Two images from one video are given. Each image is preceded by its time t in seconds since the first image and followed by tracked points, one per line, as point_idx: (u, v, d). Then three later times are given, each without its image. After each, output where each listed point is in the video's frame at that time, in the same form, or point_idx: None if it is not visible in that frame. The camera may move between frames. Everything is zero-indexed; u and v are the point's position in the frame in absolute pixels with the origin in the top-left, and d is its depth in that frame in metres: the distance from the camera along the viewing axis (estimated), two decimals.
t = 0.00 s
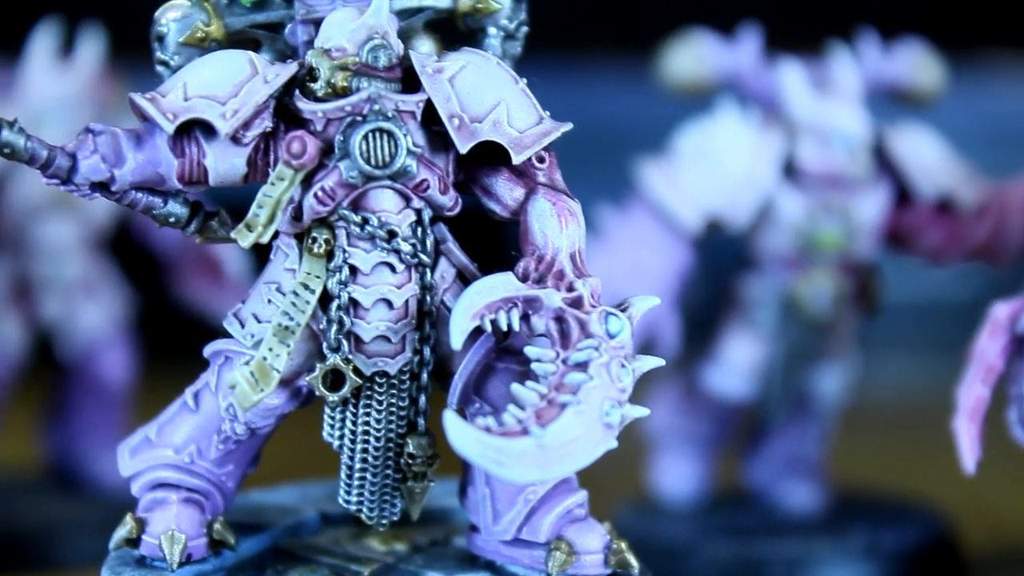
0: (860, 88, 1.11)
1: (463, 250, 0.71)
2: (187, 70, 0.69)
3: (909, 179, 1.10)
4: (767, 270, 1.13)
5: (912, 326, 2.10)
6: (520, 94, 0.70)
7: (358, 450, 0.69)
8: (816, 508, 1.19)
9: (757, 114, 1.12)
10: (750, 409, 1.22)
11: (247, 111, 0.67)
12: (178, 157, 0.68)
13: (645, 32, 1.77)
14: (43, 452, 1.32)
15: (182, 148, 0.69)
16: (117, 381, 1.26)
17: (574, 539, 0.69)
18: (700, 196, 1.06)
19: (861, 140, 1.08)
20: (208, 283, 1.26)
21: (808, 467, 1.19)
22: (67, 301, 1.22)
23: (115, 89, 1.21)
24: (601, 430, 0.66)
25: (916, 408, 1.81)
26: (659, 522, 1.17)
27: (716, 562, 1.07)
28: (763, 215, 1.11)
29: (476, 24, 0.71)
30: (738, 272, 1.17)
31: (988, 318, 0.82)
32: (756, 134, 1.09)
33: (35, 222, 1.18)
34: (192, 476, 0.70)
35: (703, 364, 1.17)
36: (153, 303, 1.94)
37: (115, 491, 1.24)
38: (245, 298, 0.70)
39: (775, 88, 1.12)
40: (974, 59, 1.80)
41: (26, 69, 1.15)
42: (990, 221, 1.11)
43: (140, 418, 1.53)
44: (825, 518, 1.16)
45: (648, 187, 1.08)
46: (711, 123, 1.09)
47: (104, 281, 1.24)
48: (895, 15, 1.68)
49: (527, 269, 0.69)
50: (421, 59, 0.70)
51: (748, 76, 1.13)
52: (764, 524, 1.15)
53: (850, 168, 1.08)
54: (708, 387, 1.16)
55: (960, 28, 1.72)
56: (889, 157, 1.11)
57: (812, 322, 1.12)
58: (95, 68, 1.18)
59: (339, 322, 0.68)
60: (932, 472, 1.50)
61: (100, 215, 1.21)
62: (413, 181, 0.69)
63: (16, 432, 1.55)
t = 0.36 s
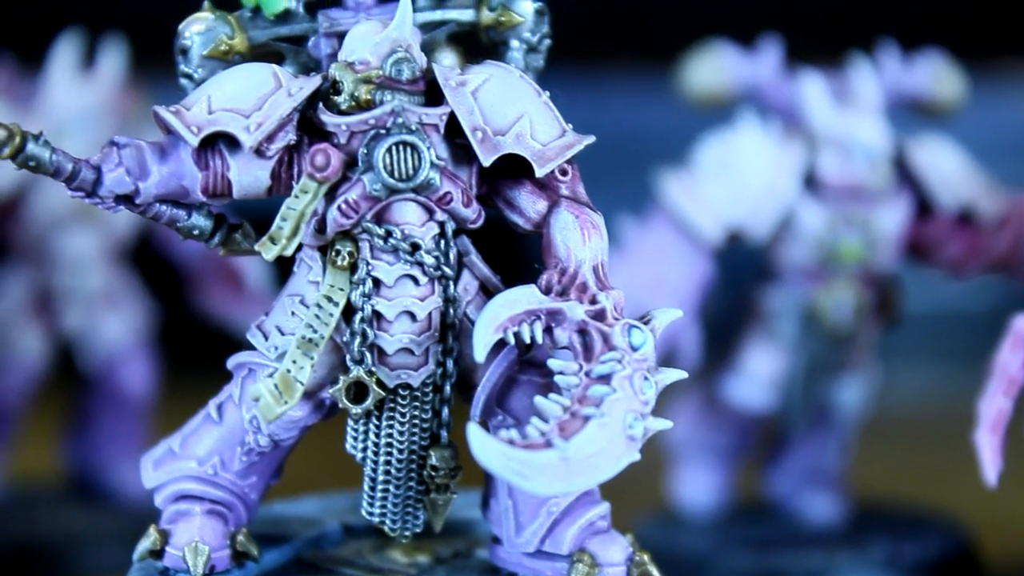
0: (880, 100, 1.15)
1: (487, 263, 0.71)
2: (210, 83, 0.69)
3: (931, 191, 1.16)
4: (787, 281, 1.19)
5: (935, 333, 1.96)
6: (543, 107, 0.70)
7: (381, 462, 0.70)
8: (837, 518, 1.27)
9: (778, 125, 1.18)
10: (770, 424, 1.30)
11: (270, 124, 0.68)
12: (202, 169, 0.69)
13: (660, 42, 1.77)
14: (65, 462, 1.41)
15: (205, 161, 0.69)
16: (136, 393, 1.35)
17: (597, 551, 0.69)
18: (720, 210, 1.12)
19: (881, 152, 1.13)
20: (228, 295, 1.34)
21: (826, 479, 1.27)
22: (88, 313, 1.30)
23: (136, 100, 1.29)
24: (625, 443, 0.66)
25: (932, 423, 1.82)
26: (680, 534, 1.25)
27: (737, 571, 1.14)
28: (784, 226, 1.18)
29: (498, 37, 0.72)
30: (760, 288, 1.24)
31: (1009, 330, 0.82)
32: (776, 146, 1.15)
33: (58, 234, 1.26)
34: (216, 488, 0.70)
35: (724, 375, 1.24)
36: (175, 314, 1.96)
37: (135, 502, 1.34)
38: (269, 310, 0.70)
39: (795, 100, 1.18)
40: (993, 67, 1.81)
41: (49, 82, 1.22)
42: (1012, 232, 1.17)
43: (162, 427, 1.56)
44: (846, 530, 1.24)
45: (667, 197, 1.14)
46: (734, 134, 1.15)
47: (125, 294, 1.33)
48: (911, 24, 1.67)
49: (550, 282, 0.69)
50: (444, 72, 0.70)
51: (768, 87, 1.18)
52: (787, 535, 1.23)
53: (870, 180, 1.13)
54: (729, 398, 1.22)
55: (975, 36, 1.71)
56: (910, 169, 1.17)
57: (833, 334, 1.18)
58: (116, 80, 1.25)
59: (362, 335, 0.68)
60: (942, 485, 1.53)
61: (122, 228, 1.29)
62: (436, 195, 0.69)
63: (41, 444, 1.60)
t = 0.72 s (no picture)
0: (901, 109, 1.17)
1: (509, 274, 0.71)
2: (233, 94, 0.69)
3: (951, 202, 1.17)
4: (808, 292, 1.21)
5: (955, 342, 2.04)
6: (565, 118, 0.70)
7: (404, 472, 0.70)
8: (857, 528, 1.28)
9: (798, 135, 1.20)
10: (790, 433, 1.31)
11: (294, 135, 0.68)
12: (225, 181, 0.69)
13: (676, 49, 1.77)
14: (87, 470, 1.41)
15: (228, 172, 0.69)
16: (158, 400, 1.35)
17: (618, 561, 0.69)
18: (740, 219, 1.14)
19: (902, 161, 1.14)
20: (248, 304, 1.35)
21: (848, 488, 1.28)
22: (109, 321, 1.31)
23: (157, 109, 1.30)
24: (647, 453, 0.66)
25: (951, 430, 1.82)
26: (700, 543, 1.26)
27: None
28: (805, 237, 1.20)
29: (520, 48, 0.72)
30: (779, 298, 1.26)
31: None
32: (797, 156, 1.17)
33: (79, 244, 1.28)
34: (238, 497, 0.70)
35: (745, 385, 1.25)
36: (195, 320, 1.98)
37: (156, 509, 1.34)
38: (292, 320, 0.71)
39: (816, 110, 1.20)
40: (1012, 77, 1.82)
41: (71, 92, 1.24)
42: None
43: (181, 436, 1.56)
44: (866, 539, 1.26)
45: (689, 208, 1.16)
46: (753, 144, 1.18)
47: (146, 303, 1.34)
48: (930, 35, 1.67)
49: (573, 292, 0.69)
50: (466, 83, 0.70)
51: (789, 97, 1.20)
52: (808, 544, 1.24)
53: (891, 190, 1.15)
54: (750, 408, 1.24)
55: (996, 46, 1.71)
56: (930, 179, 1.19)
57: (854, 343, 1.20)
58: (137, 89, 1.27)
59: (384, 345, 0.68)
60: (958, 493, 1.54)
61: (142, 238, 1.31)
62: (459, 206, 0.69)
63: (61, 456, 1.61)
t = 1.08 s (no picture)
0: (920, 116, 1.17)
1: (529, 282, 0.71)
2: (256, 103, 0.70)
3: (970, 209, 1.17)
4: (827, 300, 1.22)
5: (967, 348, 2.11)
6: (586, 126, 0.70)
7: (425, 480, 0.70)
8: (875, 536, 1.29)
9: (819, 144, 1.20)
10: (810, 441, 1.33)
11: (316, 144, 0.68)
12: (247, 189, 0.69)
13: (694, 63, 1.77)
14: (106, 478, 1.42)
15: (250, 180, 0.69)
16: (177, 407, 1.37)
17: (640, 569, 0.69)
18: (760, 228, 1.15)
19: (921, 169, 1.15)
20: (267, 310, 1.36)
21: (866, 496, 1.29)
22: (128, 327, 1.32)
23: (175, 118, 1.31)
24: (668, 462, 0.66)
25: (968, 435, 1.83)
26: (719, 551, 1.27)
27: None
28: (826, 244, 1.20)
29: (541, 57, 0.72)
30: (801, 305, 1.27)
31: None
32: (816, 164, 1.17)
33: (99, 252, 1.29)
34: (260, 505, 0.70)
35: (764, 395, 1.27)
36: (214, 325, 1.99)
37: (175, 517, 1.36)
38: (313, 329, 0.71)
39: (835, 116, 1.20)
40: None
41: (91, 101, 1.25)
42: None
43: (197, 444, 1.57)
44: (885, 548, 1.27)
45: (710, 217, 1.17)
46: (773, 153, 1.17)
47: (163, 309, 1.35)
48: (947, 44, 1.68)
49: (594, 300, 0.70)
50: (487, 92, 0.70)
51: (809, 106, 1.22)
52: (829, 552, 1.25)
53: (910, 197, 1.15)
54: (770, 417, 1.25)
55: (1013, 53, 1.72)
56: (949, 187, 1.20)
57: (872, 351, 1.21)
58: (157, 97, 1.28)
59: (406, 353, 0.68)
60: (977, 501, 1.54)
61: (162, 245, 1.31)
62: (480, 214, 0.69)
63: (77, 463, 1.61)
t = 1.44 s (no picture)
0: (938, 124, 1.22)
1: (550, 290, 0.71)
2: (277, 111, 0.70)
3: (990, 217, 1.21)
4: (846, 308, 1.25)
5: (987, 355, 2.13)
6: (607, 134, 0.70)
7: (446, 487, 0.70)
8: (893, 545, 1.31)
9: (838, 153, 1.25)
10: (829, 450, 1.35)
11: (337, 152, 0.68)
12: (269, 198, 0.69)
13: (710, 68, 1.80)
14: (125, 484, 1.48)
15: (272, 189, 0.69)
16: (196, 415, 1.41)
17: None
18: (779, 235, 1.19)
19: (939, 177, 1.19)
20: (286, 318, 1.39)
21: (884, 503, 1.32)
22: (147, 335, 1.36)
23: (194, 126, 1.35)
24: (689, 470, 0.66)
25: (990, 443, 1.82)
26: (736, 557, 1.31)
27: None
28: (844, 252, 1.24)
29: (562, 66, 0.72)
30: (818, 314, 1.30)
31: None
32: (835, 173, 1.21)
33: (121, 259, 1.34)
34: (281, 513, 0.71)
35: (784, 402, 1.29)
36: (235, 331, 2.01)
37: (193, 524, 1.40)
38: (333, 337, 0.71)
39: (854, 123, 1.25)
40: None
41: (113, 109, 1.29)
42: None
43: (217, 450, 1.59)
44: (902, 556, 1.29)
45: (729, 225, 1.21)
46: (792, 160, 1.22)
47: (184, 317, 1.39)
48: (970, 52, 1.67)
49: (615, 309, 0.70)
50: (509, 100, 0.70)
51: (827, 114, 1.27)
52: (846, 561, 1.28)
53: (929, 205, 1.19)
54: (789, 423, 1.28)
55: None
56: (969, 196, 1.23)
57: (891, 359, 1.24)
58: (176, 105, 1.32)
59: (427, 361, 0.68)
60: (994, 507, 1.55)
61: (180, 252, 1.36)
62: (502, 223, 0.69)
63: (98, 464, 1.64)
